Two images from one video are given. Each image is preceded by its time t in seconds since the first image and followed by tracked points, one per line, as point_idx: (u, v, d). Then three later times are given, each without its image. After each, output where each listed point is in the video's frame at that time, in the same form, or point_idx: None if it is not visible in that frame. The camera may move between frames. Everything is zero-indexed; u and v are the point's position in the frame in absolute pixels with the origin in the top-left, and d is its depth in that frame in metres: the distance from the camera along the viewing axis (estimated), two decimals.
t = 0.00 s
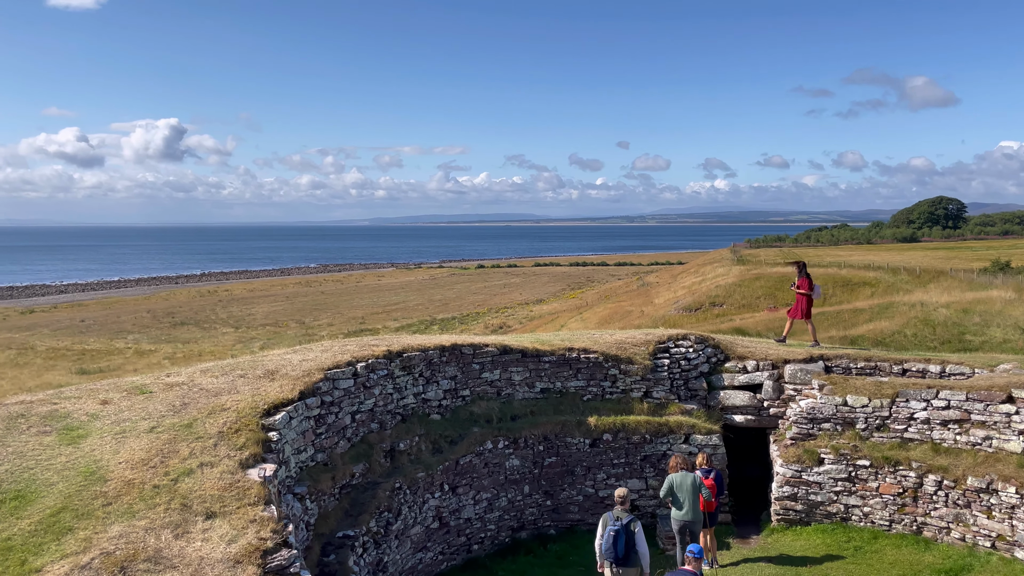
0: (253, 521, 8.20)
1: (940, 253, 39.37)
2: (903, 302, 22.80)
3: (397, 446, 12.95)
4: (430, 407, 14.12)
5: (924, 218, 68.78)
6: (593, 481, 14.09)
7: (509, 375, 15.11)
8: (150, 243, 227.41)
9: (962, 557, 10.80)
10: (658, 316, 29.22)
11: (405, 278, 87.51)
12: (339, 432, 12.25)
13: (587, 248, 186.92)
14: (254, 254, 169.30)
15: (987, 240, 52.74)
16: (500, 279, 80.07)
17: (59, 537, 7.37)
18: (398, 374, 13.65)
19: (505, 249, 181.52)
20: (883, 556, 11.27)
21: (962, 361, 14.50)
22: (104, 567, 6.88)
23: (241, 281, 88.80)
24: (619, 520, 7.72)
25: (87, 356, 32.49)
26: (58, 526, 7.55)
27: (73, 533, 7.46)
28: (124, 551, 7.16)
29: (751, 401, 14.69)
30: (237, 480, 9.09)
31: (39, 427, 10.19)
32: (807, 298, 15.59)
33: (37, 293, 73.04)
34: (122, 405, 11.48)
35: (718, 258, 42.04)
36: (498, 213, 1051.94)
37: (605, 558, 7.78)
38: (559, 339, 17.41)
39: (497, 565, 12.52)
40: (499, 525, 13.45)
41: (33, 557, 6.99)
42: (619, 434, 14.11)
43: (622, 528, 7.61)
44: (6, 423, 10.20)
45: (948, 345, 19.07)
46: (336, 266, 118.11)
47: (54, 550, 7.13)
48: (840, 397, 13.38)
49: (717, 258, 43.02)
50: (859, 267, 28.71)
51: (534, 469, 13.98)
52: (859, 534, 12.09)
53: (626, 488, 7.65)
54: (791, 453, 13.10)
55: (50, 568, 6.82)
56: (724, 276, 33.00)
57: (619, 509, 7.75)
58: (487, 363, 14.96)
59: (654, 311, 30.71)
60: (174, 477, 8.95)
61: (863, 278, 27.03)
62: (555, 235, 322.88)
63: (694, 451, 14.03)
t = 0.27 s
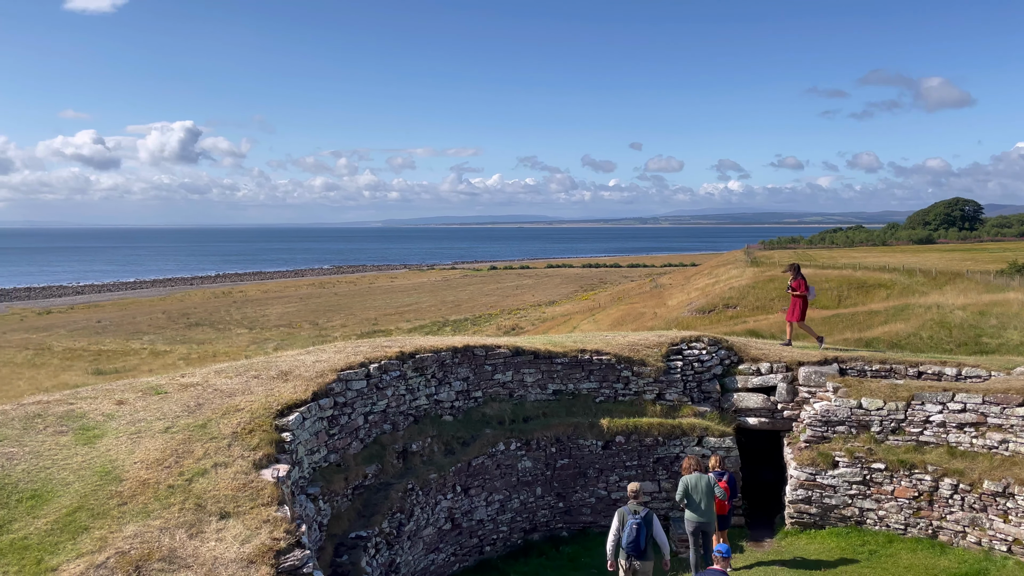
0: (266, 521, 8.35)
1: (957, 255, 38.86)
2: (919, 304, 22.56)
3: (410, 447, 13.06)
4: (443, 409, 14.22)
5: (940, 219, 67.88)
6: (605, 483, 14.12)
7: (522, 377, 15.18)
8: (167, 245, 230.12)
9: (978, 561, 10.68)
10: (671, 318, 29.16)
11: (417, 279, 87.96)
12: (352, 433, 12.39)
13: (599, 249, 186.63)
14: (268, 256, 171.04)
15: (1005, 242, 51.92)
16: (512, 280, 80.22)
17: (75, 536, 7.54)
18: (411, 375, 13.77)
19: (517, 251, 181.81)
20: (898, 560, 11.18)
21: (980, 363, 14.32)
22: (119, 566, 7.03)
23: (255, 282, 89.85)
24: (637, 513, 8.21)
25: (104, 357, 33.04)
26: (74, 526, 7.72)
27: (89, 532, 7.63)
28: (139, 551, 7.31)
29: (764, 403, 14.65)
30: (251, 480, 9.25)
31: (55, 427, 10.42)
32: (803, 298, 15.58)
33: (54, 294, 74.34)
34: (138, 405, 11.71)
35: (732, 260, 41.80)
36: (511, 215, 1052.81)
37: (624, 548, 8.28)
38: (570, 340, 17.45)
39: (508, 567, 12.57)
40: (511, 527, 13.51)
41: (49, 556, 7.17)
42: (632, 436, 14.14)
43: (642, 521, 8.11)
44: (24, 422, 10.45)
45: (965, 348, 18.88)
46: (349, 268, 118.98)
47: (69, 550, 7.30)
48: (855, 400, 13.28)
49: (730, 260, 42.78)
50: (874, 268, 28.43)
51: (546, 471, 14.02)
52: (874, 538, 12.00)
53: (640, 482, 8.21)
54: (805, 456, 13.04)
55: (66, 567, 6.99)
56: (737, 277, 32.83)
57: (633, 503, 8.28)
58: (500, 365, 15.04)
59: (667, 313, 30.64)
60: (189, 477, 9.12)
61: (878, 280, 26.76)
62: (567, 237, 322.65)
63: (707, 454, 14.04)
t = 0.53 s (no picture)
0: (279, 521, 8.46)
1: (973, 255, 38.31)
2: (934, 304, 22.31)
3: (421, 447, 13.14)
4: (454, 408, 14.30)
5: (955, 219, 66.97)
6: (617, 484, 14.14)
7: (533, 377, 15.22)
8: (181, 245, 232.39)
9: (994, 564, 10.55)
10: (683, 319, 29.05)
11: (428, 280, 88.29)
12: (364, 433, 12.50)
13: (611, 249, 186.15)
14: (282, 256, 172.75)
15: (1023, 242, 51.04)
16: (523, 281, 80.22)
17: (90, 535, 7.68)
18: (422, 375, 13.86)
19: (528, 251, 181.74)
20: (912, 562, 11.05)
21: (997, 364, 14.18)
22: (133, 565, 7.15)
23: (268, 283, 90.82)
24: (645, 509, 8.27)
25: (118, 357, 33.53)
26: (89, 524, 7.86)
27: (103, 531, 7.76)
28: (153, 550, 7.44)
29: (777, 404, 14.57)
30: (264, 480, 9.38)
31: (70, 426, 10.62)
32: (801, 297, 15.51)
33: (70, 294, 75.40)
34: (151, 405, 11.90)
35: (744, 260, 41.53)
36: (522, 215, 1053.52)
37: (635, 545, 8.34)
38: (582, 340, 17.47)
39: (520, 567, 12.60)
40: (522, 527, 13.55)
41: (64, 554, 7.29)
42: (644, 437, 14.14)
43: (651, 516, 8.18)
44: (40, 421, 10.66)
45: (981, 349, 18.68)
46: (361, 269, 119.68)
47: (84, 548, 7.43)
48: (869, 401, 13.22)
49: (743, 260, 42.51)
50: (888, 269, 28.13)
51: (558, 471, 14.06)
52: (888, 540, 11.89)
53: (644, 479, 8.29)
54: (818, 458, 12.94)
55: (81, 565, 7.11)
56: (750, 278, 32.64)
57: (641, 500, 8.29)
58: (511, 365, 15.09)
59: (680, 313, 30.53)
60: (202, 477, 9.27)
61: (892, 280, 26.48)
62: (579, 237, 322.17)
63: (720, 455, 13.99)
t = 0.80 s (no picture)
0: (291, 519, 8.58)
1: (989, 254, 37.81)
2: (949, 304, 22.05)
3: (432, 446, 13.23)
4: (465, 408, 14.38)
5: (970, 218, 66.07)
6: (628, 484, 14.15)
7: (545, 377, 15.27)
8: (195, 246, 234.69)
9: (1009, 566, 10.45)
10: (695, 319, 28.93)
11: (439, 280, 88.48)
12: (376, 432, 12.61)
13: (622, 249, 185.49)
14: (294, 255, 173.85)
15: None
16: (534, 281, 80.16)
17: (104, 533, 7.83)
18: (434, 375, 13.95)
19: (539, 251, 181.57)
20: (926, 564, 10.93)
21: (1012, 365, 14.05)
22: (146, 563, 7.28)
23: (280, 283, 91.47)
24: (650, 497, 8.82)
25: (132, 356, 33.98)
26: (103, 523, 8.01)
27: (117, 529, 7.91)
28: (166, 548, 7.58)
29: (790, 404, 14.49)
30: (276, 479, 9.51)
31: (85, 425, 10.83)
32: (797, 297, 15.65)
33: (85, 295, 76.43)
34: (165, 404, 12.09)
35: (757, 260, 41.23)
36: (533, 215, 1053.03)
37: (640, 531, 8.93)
38: (593, 340, 17.48)
39: (531, 567, 12.63)
40: (533, 527, 13.59)
41: (78, 552, 7.43)
42: (655, 437, 14.14)
43: (655, 504, 8.71)
44: (54, 420, 10.86)
45: (997, 350, 18.46)
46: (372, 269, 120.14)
47: (98, 546, 7.58)
48: (882, 402, 13.16)
49: (755, 260, 42.20)
50: (902, 268, 27.85)
51: (569, 471, 14.08)
52: (901, 541, 11.76)
53: (649, 469, 8.77)
54: (831, 458, 12.81)
55: (95, 563, 7.24)
56: (763, 277, 32.40)
57: (644, 487, 8.86)
58: (522, 365, 15.15)
59: (692, 313, 30.40)
60: (215, 475, 9.41)
61: (906, 280, 26.21)
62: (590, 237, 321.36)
63: (732, 455, 13.96)
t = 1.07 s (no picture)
0: (301, 519, 8.69)
1: (1005, 254, 37.32)
2: (962, 304, 21.82)
3: (443, 446, 13.31)
4: (475, 408, 14.45)
5: (984, 218, 65.26)
6: (639, 484, 14.15)
7: (555, 377, 15.31)
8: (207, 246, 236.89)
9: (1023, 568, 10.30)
10: (705, 319, 28.81)
11: (449, 280, 88.67)
12: (386, 432, 12.71)
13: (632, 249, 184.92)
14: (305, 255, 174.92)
15: None
16: (544, 281, 80.11)
17: (116, 532, 7.97)
18: (444, 375, 14.03)
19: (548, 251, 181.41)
20: (939, 565, 10.81)
21: None
22: (159, 562, 7.42)
23: (292, 282, 92.11)
24: (656, 491, 8.94)
25: (145, 356, 34.38)
26: (115, 521, 8.15)
27: (129, 528, 8.05)
28: (178, 546, 7.71)
29: (801, 405, 14.43)
30: (287, 478, 9.63)
31: (98, 424, 11.02)
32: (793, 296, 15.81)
33: (98, 294, 77.43)
34: (177, 403, 12.27)
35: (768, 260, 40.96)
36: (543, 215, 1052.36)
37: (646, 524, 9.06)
38: (603, 340, 17.48)
39: (541, 567, 12.66)
40: (544, 527, 13.64)
41: (91, 551, 7.57)
42: (665, 438, 14.14)
43: (660, 498, 8.84)
44: (68, 420, 11.05)
45: (1012, 351, 18.26)
46: (382, 269, 120.60)
47: (110, 544, 7.71)
48: (895, 402, 13.09)
49: (766, 260, 41.91)
50: (915, 268, 27.59)
51: (579, 471, 14.11)
52: (914, 543, 11.64)
53: (657, 463, 8.95)
54: (843, 459, 12.75)
55: (108, 562, 7.37)
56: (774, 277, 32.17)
57: (653, 481, 8.99)
58: (532, 365, 15.19)
59: (703, 313, 30.28)
60: (226, 475, 9.55)
61: (919, 279, 25.95)
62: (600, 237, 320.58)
63: (743, 456, 13.92)
